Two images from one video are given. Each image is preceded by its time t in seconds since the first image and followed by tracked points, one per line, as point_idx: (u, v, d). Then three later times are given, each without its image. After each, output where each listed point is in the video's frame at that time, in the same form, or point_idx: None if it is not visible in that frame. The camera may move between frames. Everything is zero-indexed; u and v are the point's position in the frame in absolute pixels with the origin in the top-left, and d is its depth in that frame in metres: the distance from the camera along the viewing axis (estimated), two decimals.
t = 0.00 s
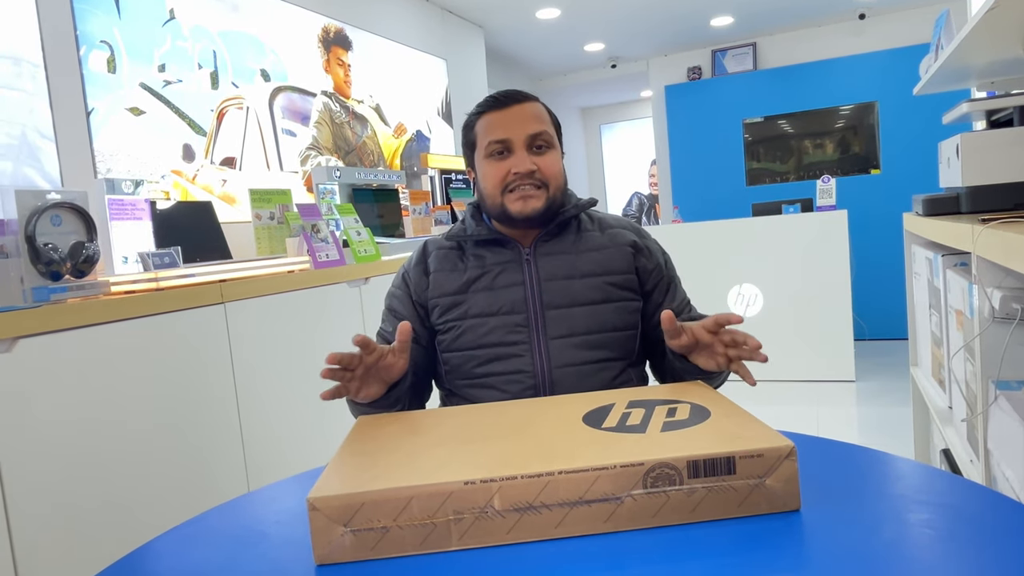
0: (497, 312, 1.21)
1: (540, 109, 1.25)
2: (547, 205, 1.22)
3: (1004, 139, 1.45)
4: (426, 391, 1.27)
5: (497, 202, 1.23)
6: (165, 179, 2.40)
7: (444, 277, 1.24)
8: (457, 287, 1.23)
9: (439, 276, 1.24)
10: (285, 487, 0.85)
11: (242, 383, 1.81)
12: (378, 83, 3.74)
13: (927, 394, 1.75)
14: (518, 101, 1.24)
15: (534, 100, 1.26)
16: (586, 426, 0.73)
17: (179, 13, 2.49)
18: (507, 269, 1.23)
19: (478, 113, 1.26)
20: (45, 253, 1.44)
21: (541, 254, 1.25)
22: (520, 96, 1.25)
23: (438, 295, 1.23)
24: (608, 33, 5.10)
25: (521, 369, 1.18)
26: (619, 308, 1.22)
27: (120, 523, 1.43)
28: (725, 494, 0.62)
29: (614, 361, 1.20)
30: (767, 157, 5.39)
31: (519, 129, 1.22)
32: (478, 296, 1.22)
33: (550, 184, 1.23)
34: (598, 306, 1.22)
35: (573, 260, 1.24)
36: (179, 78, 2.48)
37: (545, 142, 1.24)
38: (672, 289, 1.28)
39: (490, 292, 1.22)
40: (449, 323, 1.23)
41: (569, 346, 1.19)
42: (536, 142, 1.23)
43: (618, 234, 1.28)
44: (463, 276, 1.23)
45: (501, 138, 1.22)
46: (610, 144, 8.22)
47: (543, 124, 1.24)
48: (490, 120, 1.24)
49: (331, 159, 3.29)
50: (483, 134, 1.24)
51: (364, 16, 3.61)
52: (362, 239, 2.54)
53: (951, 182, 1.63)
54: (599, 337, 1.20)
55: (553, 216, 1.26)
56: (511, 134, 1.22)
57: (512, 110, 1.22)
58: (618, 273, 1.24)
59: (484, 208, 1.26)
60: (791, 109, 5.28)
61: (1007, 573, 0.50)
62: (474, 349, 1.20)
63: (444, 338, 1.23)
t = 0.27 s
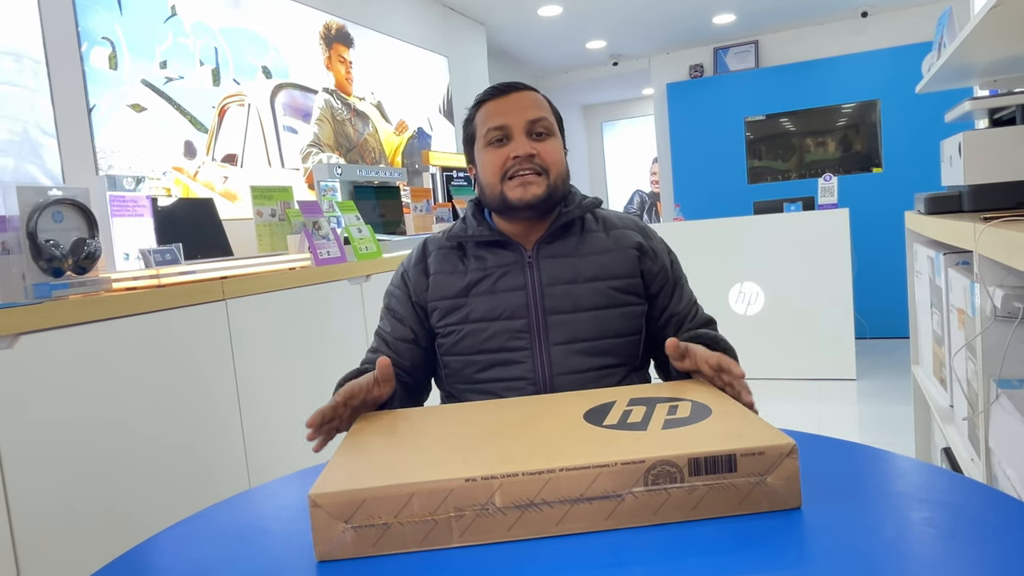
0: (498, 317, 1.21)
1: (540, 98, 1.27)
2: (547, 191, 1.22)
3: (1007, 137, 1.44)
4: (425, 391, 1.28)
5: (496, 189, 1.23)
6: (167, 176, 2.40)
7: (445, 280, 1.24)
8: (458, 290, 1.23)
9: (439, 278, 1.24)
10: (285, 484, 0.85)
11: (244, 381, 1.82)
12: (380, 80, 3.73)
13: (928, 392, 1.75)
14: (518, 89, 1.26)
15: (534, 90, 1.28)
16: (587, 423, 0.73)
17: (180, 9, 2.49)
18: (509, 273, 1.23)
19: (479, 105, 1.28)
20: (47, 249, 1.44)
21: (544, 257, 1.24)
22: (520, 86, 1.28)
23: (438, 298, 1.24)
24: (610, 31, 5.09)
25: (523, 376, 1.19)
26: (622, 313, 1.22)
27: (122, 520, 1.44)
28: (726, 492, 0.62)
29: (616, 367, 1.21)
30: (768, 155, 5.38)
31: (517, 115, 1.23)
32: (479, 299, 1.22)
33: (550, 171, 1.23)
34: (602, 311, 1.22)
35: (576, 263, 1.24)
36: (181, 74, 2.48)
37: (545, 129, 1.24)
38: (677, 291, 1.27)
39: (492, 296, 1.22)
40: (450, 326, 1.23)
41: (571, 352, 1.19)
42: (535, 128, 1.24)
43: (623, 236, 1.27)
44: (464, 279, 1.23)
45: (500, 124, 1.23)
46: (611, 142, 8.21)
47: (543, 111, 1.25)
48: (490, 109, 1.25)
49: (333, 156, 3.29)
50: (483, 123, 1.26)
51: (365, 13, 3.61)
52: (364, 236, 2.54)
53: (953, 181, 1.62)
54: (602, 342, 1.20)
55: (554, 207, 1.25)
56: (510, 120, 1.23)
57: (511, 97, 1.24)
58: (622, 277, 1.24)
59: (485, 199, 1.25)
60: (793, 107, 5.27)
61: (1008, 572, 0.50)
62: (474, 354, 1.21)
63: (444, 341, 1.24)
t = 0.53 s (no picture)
0: (500, 319, 1.21)
1: (541, 95, 1.26)
2: (549, 192, 1.21)
3: (1011, 133, 1.44)
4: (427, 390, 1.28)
5: (498, 191, 1.23)
6: (169, 171, 2.40)
7: (446, 281, 1.24)
8: (459, 291, 1.23)
9: (440, 279, 1.24)
10: (287, 479, 0.85)
11: (247, 377, 1.82)
12: (382, 75, 3.73)
13: (931, 390, 1.75)
14: (518, 87, 1.24)
15: (534, 87, 1.26)
16: (589, 419, 0.73)
17: (183, 4, 2.48)
18: (511, 273, 1.22)
19: (478, 103, 1.27)
20: (49, 244, 1.44)
21: (547, 257, 1.24)
22: (519, 83, 1.26)
23: (439, 299, 1.23)
24: (614, 27, 5.08)
25: (525, 378, 1.19)
26: (626, 314, 1.22)
27: (124, 513, 1.44)
28: (729, 488, 0.62)
29: (619, 369, 1.21)
30: (771, 152, 5.37)
31: (518, 114, 1.22)
32: (481, 300, 1.22)
33: (552, 171, 1.23)
34: (605, 312, 1.21)
35: (580, 264, 1.24)
36: (183, 69, 2.48)
37: (546, 128, 1.24)
38: (682, 290, 1.27)
39: (493, 297, 1.22)
40: (451, 328, 1.23)
41: (574, 355, 1.19)
42: (536, 127, 1.23)
43: (626, 236, 1.27)
44: (465, 280, 1.23)
45: (500, 123, 1.22)
46: (614, 138, 8.19)
47: (544, 109, 1.24)
48: (489, 107, 1.24)
49: (335, 152, 3.29)
50: (482, 122, 1.25)
51: (368, 8, 3.60)
52: (366, 231, 2.55)
53: (957, 178, 1.62)
54: (606, 344, 1.20)
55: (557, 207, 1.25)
56: (511, 119, 1.22)
57: (511, 95, 1.23)
58: (626, 278, 1.24)
59: (486, 199, 1.25)
60: (796, 104, 5.25)
61: (1010, 569, 0.50)
62: (476, 356, 1.21)
63: (446, 343, 1.24)
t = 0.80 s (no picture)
0: (502, 315, 1.21)
1: (540, 92, 1.24)
2: (550, 192, 1.21)
3: (1017, 131, 1.43)
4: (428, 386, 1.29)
5: (499, 192, 1.22)
6: (172, 164, 2.40)
7: (447, 277, 1.24)
8: (461, 288, 1.23)
9: (442, 276, 1.24)
10: (290, 472, 0.85)
11: (249, 371, 1.82)
12: (386, 70, 3.72)
13: (934, 387, 1.75)
14: (517, 85, 1.23)
15: (533, 83, 1.25)
16: (592, 414, 0.73)
17: None
18: (513, 270, 1.22)
19: (477, 100, 1.26)
20: (53, 237, 1.45)
21: (549, 254, 1.23)
22: (518, 79, 1.25)
23: (441, 296, 1.23)
24: (618, 23, 5.07)
25: (527, 374, 1.19)
26: (629, 311, 1.22)
27: (126, 506, 1.45)
28: (731, 484, 0.62)
29: (622, 365, 1.21)
30: (775, 149, 5.35)
31: (517, 114, 1.21)
32: (483, 297, 1.22)
33: (553, 171, 1.22)
34: (607, 309, 1.21)
35: (582, 260, 1.23)
36: (187, 63, 2.47)
37: (546, 126, 1.22)
38: (684, 286, 1.27)
39: (495, 294, 1.22)
40: (453, 325, 1.23)
41: (576, 351, 1.19)
42: (536, 125, 1.22)
43: (629, 232, 1.26)
44: (467, 277, 1.23)
45: (499, 123, 1.21)
46: (617, 134, 8.18)
47: (544, 106, 1.23)
48: (489, 106, 1.23)
49: (338, 147, 3.29)
50: (482, 120, 1.24)
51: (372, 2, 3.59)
52: (369, 226, 2.55)
53: (962, 175, 1.61)
54: (608, 340, 1.20)
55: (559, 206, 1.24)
56: (510, 118, 1.21)
57: (510, 93, 1.22)
58: (628, 274, 1.23)
59: (487, 199, 1.25)
60: (800, 101, 5.23)
61: (1011, 565, 0.50)
62: (478, 353, 1.21)
63: (448, 339, 1.24)
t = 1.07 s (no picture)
0: (507, 306, 1.21)
1: (535, 84, 1.24)
2: (548, 184, 1.21)
3: None
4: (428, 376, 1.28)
5: (497, 185, 1.22)
6: (176, 156, 2.39)
7: (452, 268, 1.24)
8: (465, 279, 1.23)
9: (447, 267, 1.24)
10: (292, 464, 0.85)
11: (251, 363, 1.82)
12: (389, 63, 3.71)
13: (937, 384, 1.74)
14: (511, 78, 1.22)
15: (528, 75, 1.24)
16: (596, 408, 0.73)
17: None
18: (518, 261, 1.22)
19: (473, 96, 1.26)
20: (55, 228, 1.45)
21: (553, 245, 1.23)
22: (513, 72, 1.24)
23: (446, 286, 1.23)
24: (622, 17, 5.05)
25: (531, 365, 1.19)
26: (633, 303, 1.22)
27: (129, 496, 1.45)
28: (735, 478, 0.62)
29: (625, 357, 1.20)
30: (779, 145, 5.34)
31: (512, 107, 1.21)
32: (487, 288, 1.22)
33: (550, 162, 1.22)
34: (611, 301, 1.21)
35: (586, 252, 1.23)
36: (190, 54, 2.47)
37: (542, 117, 1.22)
38: (688, 279, 1.27)
39: (499, 285, 1.21)
40: (457, 315, 1.23)
41: (580, 343, 1.19)
42: (531, 117, 1.21)
43: (633, 224, 1.26)
44: (472, 268, 1.23)
45: (494, 117, 1.21)
46: (621, 130, 8.16)
47: (538, 98, 1.22)
48: (484, 101, 1.23)
49: (341, 140, 3.28)
50: (478, 115, 1.23)
51: None
52: (372, 220, 2.55)
53: (967, 172, 1.61)
54: (612, 332, 1.20)
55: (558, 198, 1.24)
56: (505, 112, 1.21)
57: (505, 87, 1.21)
58: (633, 266, 1.23)
59: (487, 193, 1.25)
60: (805, 97, 5.22)
61: (1014, 561, 0.50)
62: (482, 343, 1.22)
63: (452, 330, 1.24)
